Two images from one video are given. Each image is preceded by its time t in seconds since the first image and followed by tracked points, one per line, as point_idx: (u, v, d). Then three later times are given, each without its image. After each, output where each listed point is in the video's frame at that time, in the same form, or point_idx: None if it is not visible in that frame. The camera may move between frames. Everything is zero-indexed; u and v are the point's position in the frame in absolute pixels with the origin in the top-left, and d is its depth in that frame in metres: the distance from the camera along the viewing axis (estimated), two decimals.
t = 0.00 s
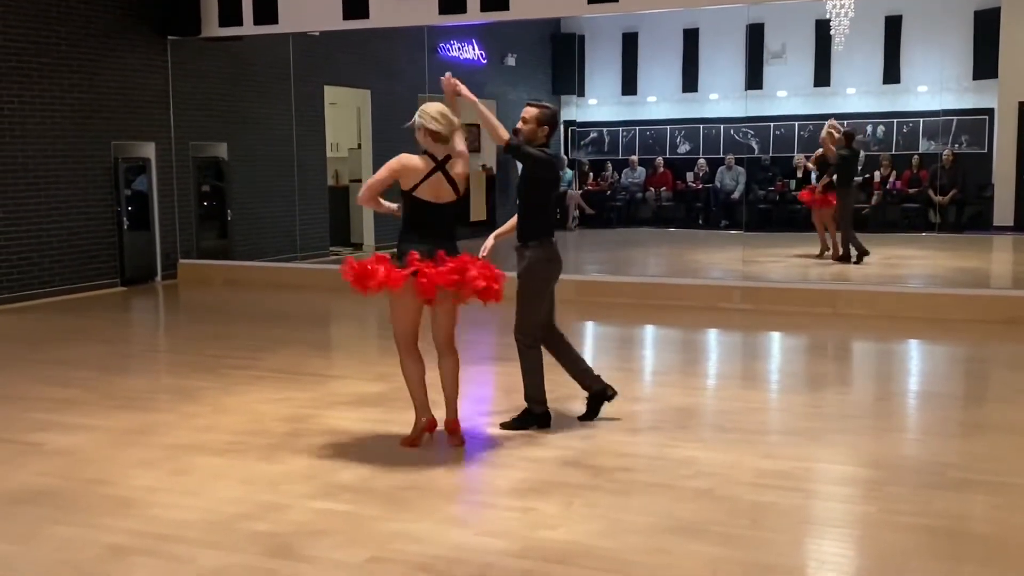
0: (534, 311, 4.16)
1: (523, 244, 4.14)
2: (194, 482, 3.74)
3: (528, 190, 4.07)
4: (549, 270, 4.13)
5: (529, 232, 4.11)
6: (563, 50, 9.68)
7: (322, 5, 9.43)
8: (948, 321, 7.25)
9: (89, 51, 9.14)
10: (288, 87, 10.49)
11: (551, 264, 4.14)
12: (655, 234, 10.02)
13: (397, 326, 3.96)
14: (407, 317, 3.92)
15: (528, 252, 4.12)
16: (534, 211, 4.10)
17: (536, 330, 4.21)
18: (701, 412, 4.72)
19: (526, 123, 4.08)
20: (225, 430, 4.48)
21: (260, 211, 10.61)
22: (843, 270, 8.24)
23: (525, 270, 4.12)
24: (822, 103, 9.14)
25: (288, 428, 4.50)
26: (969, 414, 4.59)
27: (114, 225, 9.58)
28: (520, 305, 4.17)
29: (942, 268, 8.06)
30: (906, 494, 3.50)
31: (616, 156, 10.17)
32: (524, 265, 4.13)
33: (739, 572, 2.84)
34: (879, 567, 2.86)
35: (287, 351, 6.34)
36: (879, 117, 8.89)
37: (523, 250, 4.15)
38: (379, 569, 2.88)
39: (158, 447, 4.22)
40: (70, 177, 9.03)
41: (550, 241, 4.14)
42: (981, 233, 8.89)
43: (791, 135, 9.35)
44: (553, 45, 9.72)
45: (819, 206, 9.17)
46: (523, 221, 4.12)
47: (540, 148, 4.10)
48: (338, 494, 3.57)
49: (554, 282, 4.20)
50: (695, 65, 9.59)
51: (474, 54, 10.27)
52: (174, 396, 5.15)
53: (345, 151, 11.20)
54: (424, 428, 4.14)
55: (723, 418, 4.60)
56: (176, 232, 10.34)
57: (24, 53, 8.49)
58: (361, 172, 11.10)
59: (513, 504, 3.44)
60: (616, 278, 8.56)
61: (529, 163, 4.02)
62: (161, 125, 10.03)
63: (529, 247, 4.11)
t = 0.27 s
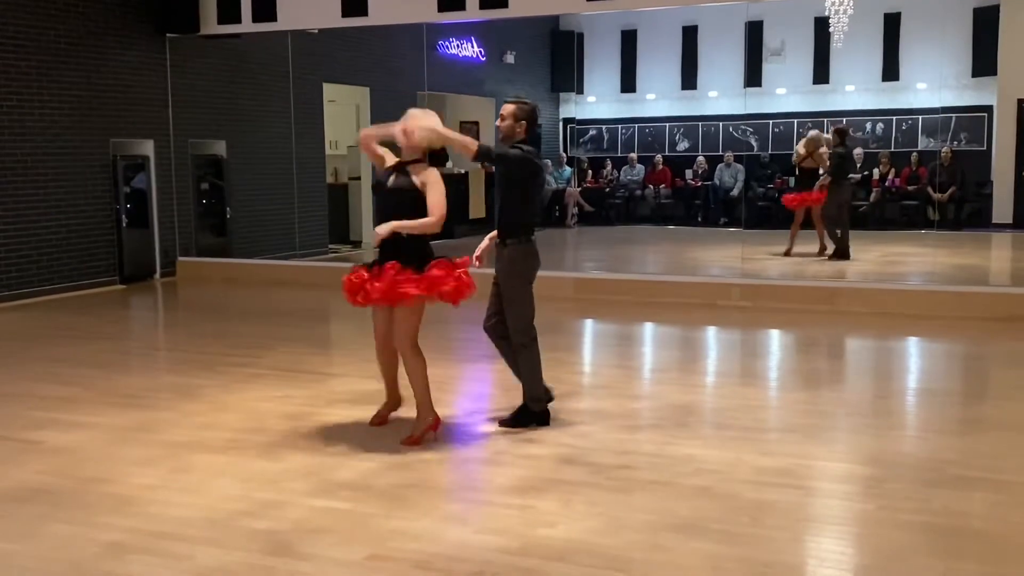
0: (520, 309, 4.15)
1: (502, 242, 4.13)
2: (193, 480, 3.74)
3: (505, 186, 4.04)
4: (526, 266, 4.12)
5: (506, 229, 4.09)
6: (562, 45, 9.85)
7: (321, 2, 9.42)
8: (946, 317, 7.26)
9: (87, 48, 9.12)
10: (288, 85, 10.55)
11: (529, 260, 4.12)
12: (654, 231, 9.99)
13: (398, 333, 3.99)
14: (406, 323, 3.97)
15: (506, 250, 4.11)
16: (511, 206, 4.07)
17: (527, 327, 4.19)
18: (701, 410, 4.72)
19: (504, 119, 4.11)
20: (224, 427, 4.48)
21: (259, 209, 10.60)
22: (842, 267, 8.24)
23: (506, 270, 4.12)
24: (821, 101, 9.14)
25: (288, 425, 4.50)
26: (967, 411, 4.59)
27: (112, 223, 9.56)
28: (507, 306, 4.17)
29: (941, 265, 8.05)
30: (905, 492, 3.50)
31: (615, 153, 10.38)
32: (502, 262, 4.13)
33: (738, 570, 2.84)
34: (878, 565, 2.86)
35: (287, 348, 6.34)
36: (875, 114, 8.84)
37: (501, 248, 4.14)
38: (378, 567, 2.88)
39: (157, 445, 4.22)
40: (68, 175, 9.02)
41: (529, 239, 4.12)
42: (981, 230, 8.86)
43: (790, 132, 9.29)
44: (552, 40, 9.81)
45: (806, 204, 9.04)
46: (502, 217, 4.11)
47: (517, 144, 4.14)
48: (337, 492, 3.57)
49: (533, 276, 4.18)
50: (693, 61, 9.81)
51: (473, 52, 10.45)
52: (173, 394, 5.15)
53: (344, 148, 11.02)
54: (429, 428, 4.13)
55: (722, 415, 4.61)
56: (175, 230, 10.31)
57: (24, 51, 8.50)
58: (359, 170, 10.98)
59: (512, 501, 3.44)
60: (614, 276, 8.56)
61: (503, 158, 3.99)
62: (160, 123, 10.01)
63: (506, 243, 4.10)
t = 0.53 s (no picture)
0: (506, 308, 4.16)
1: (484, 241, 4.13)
2: (191, 478, 3.74)
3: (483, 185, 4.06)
4: (513, 265, 4.14)
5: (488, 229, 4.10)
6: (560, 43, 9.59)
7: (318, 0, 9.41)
8: (945, 315, 7.28)
9: (85, 46, 9.11)
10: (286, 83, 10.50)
11: (513, 259, 4.14)
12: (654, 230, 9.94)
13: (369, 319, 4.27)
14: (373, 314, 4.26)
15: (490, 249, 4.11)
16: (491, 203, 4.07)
17: (514, 327, 4.20)
18: (700, 407, 4.73)
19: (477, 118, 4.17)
20: (222, 426, 4.48)
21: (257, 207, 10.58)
22: (840, 265, 8.24)
23: (490, 270, 4.13)
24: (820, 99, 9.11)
25: (286, 423, 4.50)
26: (966, 408, 4.61)
27: (110, 221, 9.55)
28: (492, 306, 4.18)
29: (940, 263, 8.05)
30: (903, 489, 3.50)
31: (614, 150, 10.04)
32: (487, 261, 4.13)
33: (736, 567, 2.84)
34: (877, 563, 2.87)
35: (285, 346, 6.34)
36: (874, 112, 8.89)
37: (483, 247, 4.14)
38: (376, 566, 2.88)
39: (155, 443, 4.22)
40: (66, 173, 9.01)
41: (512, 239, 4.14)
42: (980, 228, 9.02)
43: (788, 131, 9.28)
44: (551, 39, 9.62)
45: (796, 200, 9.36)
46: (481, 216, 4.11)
47: (492, 144, 4.17)
48: (335, 491, 3.57)
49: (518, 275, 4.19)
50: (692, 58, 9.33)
51: (471, 49, 10.20)
52: (171, 392, 5.15)
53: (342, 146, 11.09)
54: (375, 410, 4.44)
55: (720, 413, 4.61)
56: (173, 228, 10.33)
57: (22, 49, 8.49)
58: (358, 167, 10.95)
59: (510, 499, 3.44)
60: (612, 274, 8.56)
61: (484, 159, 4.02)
62: (158, 121, 10.03)
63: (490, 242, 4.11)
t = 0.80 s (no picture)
0: (460, 303, 4.19)
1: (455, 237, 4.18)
2: (189, 477, 3.74)
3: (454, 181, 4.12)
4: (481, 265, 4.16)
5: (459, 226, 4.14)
6: (558, 39, 9.69)
7: None
8: (942, 312, 7.29)
9: (82, 44, 9.11)
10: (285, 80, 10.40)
11: (484, 259, 4.17)
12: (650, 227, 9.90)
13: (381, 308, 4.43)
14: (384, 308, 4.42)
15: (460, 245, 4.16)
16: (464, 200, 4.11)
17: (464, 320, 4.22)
18: (697, 405, 4.73)
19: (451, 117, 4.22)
20: (220, 424, 4.48)
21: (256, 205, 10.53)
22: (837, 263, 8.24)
23: (458, 265, 4.17)
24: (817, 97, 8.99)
25: (284, 421, 4.50)
26: (963, 406, 4.60)
27: (107, 219, 9.54)
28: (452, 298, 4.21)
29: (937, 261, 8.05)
30: (900, 487, 3.51)
31: (611, 148, 9.99)
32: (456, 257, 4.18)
33: (733, 565, 2.85)
34: (873, 560, 2.87)
35: (282, 345, 6.34)
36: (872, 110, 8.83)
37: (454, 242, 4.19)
38: (373, 564, 2.88)
39: (153, 442, 4.22)
40: (63, 171, 9.00)
41: (486, 239, 4.16)
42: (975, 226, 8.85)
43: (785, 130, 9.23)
44: (549, 36, 9.71)
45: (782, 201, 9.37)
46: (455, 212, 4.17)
47: (465, 143, 4.19)
48: (332, 489, 3.57)
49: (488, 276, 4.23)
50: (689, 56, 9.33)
51: (469, 47, 10.23)
52: (168, 390, 5.14)
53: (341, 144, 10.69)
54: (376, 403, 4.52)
55: (718, 411, 4.61)
56: (170, 226, 10.39)
57: (20, 47, 8.49)
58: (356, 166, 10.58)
59: (508, 497, 3.44)
60: (609, 272, 8.57)
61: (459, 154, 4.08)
62: (155, 118, 10.09)
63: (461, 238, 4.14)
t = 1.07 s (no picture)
0: (454, 300, 4.20)
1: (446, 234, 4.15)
2: (186, 475, 3.73)
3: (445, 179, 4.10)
4: (472, 262, 4.15)
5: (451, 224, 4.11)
6: (555, 39, 9.53)
7: None
8: (939, 310, 7.30)
9: (79, 42, 9.09)
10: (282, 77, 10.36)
11: (474, 257, 4.15)
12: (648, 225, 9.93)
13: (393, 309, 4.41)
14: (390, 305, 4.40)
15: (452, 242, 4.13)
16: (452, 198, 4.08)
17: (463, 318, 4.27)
18: (695, 403, 4.74)
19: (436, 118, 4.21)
20: (217, 422, 4.48)
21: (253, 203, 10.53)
22: (834, 261, 8.25)
23: (449, 262, 4.16)
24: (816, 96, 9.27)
25: (282, 420, 4.49)
26: (960, 403, 4.62)
27: (105, 217, 9.52)
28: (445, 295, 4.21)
29: (935, 259, 8.06)
30: (897, 485, 3.51)
31: (609, 147, 10.23)
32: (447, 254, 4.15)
33: (731, 563, 2.85)
34: (871, 558, 2.87)
35: (280, 343, 6.33)
36: (870, 108, 8.98)
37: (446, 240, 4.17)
38: (371, 562, 2.88)
39: (150, 440, 4.21)
40: (61, 168, 8.99)
41: (476, 235, 4.13)
42: (975, 223, 8.92)
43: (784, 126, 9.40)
44: (546, 35, 9.54)
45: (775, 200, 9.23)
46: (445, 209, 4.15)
47: (448, 142, 4.18)
48: (329, 487, 3.56)
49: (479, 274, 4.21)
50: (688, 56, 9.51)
51: (467, 45, 10.15)
52: (166, 389, 5.14)
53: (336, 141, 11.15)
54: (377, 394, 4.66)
55: (716, 409, 4.62)
56: (168, 225, 10.36)
57: (17, 45, 8.46)
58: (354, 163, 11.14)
59: (506, 496, 3.44)
60: (607, 269, 8.57)
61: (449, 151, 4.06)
62: (153, 116, 10.04)
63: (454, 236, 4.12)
